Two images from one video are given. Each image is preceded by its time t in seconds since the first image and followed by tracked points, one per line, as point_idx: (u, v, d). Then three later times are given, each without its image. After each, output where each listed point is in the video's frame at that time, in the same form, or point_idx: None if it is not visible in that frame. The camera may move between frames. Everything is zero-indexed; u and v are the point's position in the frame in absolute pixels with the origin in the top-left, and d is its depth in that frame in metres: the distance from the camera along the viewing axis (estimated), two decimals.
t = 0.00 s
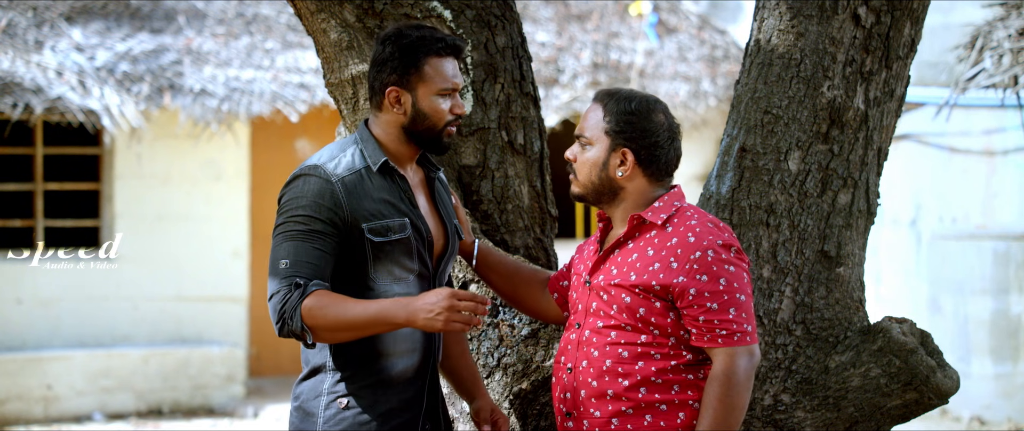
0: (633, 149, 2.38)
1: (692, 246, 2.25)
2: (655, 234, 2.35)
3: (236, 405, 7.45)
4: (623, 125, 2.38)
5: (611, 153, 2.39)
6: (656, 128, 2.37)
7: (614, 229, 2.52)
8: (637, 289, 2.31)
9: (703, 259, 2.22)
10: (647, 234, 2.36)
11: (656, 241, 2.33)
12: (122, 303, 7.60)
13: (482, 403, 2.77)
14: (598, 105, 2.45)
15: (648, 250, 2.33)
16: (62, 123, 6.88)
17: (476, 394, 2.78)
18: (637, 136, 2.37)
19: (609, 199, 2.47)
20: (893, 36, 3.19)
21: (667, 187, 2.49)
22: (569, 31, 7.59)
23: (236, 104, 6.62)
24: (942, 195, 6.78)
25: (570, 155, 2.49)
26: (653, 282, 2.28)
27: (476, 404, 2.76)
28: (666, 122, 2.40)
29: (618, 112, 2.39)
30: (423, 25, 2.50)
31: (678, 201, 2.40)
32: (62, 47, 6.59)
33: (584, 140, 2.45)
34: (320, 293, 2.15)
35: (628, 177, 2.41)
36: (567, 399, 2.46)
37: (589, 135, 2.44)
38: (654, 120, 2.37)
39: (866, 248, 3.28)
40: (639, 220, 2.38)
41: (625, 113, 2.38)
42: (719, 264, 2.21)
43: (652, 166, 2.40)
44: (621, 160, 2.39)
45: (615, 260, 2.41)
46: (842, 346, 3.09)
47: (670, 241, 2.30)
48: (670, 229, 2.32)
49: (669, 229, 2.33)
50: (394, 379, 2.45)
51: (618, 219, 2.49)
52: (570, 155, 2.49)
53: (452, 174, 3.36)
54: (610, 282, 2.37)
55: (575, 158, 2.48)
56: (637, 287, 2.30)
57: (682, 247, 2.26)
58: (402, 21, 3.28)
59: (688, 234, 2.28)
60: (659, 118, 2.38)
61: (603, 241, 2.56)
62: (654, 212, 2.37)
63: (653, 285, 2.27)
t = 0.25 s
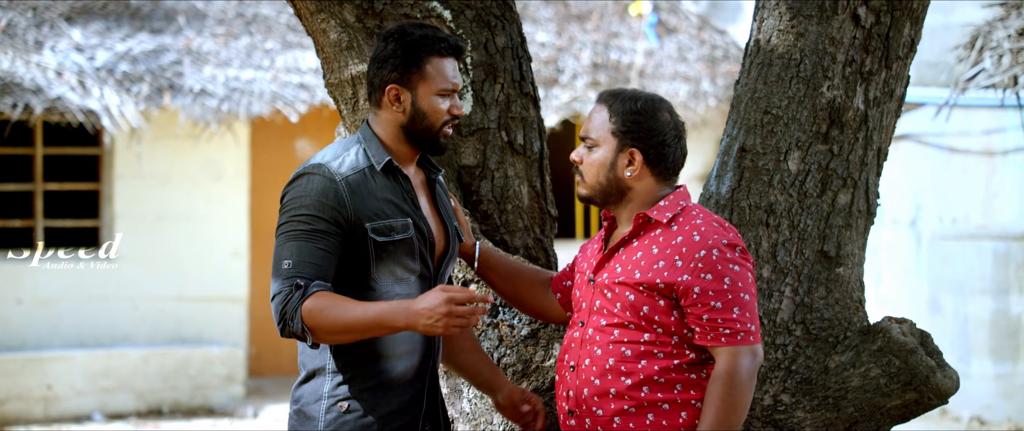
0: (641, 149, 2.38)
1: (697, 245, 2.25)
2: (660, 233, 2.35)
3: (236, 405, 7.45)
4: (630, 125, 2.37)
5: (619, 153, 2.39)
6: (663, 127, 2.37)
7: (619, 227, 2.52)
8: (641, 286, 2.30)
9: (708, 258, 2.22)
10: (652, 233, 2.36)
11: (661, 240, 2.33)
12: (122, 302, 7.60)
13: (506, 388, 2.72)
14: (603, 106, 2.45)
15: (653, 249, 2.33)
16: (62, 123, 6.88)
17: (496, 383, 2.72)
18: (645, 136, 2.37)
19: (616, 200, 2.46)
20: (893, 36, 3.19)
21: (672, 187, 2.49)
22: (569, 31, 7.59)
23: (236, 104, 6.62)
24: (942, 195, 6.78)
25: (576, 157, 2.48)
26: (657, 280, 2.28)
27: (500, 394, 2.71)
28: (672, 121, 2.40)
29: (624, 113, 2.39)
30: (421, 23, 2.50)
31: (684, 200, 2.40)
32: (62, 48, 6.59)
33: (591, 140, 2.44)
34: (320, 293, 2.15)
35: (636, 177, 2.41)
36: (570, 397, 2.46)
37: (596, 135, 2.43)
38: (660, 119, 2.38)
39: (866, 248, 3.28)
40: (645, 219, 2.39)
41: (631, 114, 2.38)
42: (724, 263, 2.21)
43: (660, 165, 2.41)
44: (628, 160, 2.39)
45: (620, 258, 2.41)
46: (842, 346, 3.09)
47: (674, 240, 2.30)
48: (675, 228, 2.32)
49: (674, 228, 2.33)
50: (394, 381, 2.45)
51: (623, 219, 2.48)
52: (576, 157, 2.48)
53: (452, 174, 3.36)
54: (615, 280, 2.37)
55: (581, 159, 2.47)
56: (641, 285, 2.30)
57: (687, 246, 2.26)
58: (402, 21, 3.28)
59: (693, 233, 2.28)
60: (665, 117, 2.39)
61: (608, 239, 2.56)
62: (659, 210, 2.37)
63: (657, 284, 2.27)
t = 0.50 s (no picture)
0: (660, 147, 2.37)
1: (705, 243, 2.25)
2: (668, 232, 2.35)
3: (236, 405, 7.45)
4: (646, 124, 2.36)
5: (638, 155, 2.37)
6: (669, 123, 2.39)
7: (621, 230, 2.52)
8: (648, 285, 2.30)
9: (716, 257, 2.22)
10: (660, 232, 2.36)
11: (668, 239, 2.33)
12: (122, 302, 7.60)
13: (526, 369, 2.66)
14: (604, 111, 2.40)
15: (660, 247, 2.33)
16: (62, 123, 6.87)
17: (516, 368, 2.65)
18: (660, 134, 2.37)
19: (632, 205, 2.43)
20: (893, 36, 3.19)
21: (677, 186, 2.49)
22: (569, 31, 7.59)
23: (236, 104, 6.62)
24: (942, 195, 6.79)
25: (585, 167, 2.41)
26: (665, 278, 2.28)
27: (524, 373, 2.65)
28: (671, 115, 2.41)
29: (636, 113, 2.36)
30: (413, 21, 2.49)
31: (690, 200, 2.40)
32: (62, 47, 6.59)
33: (603, 148, 2.37)
34: (324, 303, 2.16)
35: (655, 176, 2.40)
36: (575, 396, 2.46)
37: (607, 141, 2.37)
38: (664, 115, 2.38)
39: (866, 248, 3.28)
40: (652, 218, 2.38)
41: (641, 114, 2.36)
42: (732, 262, 2.22)
43: (673, 160, 2.42)
44: (648, 161, 2.38)
45: (626, 257, 2.41)
46: (842, 346, 3.09)
47: (682, 238, 2.30)
48: (682, 227, 2.33)
49: (681, 227, 2.33)
50: (395, 382, 2.45)
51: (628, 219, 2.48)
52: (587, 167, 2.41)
53: (452, 174, 3.36)
54: (621, 279, 2.37)
55: (592, 169, 2.40)
56: (649, 284, 2.30)
57: (695, 244, 2.27)
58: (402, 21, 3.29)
59: (701, 231, 2.28)
60: (665, 112, 2.39)
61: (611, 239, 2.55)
62: (666, 209, 2.37)
63: (665, 282, 2.28)
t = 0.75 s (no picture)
0: (671, 147, 2.40)
1: (714, 243, 2.26)
2: (674, 232, 2.35)
3: (236, 405, 7.45)
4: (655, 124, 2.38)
5: (651, 158, 2.38)
6: (670, 122, 2.40)
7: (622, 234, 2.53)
8: (657, 285, 2.31)
9: (725, 256, 2.24)
10: (666, 233, 2.36)
11: (676, 239, 2.34)
12: (122, 302, 7.60)
13: (522, 369, 2.67)
14: (604, 120, 2.39)
15: (667, 248, 2.34)
16: (62, 123, 6.87)
17: (510, 367, 2.66)
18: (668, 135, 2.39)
19: (644, 210, 2.42)
20: (892, 36, 3.19)
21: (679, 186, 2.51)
22: (569, 31, 7.59)
23: (237, 104, 6.62)
24: (942, 195, 6.79)
25: (596, 176, 2.38)
26: (674, 279, 2.28)
27: (518, 375, 2.66)
28: (671, 115, 2.42)
29: (645, 117, 2.37)
30: (410, 21, 2.49)
31: (693, 200, 2.41)
32: (62, 47, 6.59)
33: (618, 156, 2.35)
34: (326, 307, 2.17)
35: (666, 177, 2.43)
36: (582, 397, 2.45)
37: (619, 148, 2.35)
38: (664, 113, 2.40)
39: (866, 248, 3.28)
40: (657, 218, 2.39)
41: (646, 115, 2.37)
42: (740, 262, 2.23)
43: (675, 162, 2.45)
44: (660, 162, 2.40)
45: (632, 257, 2.41)
46: (842, 346, 3.09)
47: (689, 239, 2.31)
48: (689, 228, 2.34)
49: (688, 227, 2.34)
50: (393, 383, 2.46)
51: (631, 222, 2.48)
52: (600, 176, 2.38)
53: (452, 174, 3.37)
54: (629, 279, 2.36)
55: (605, 177, 2.38)
56: (658, 284, 2.31)
57: (703, 244, 2.28)
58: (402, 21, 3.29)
59: (709, 232, 2.29)
60: (664, 112, 2.41)
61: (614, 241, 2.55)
62: (672, 210, 2.38)
63: (675, 282, 2.28)
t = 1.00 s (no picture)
0: (676, 148, 2.43)
1: (726, 243, 2.30)
2: (684, 233, 2.37)
3: (236, 405, 7.45)
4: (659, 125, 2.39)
5: (658, 159, 2.40)
6: (669, 123, 2.42)
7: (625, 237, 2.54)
8: (671, 286, 2.32)
9: (738, 256, 2.28)
10: (675, 233, 2.38)
11: (686, 239, 2.35)
12: (122, 302, 7.60)
13: (520, 369, 2.63)
14: (612, 121, 2.38)
15: (678, 248, 2.36)
16: (61, 123, 6.87)
17: (509, 367, 2.62)
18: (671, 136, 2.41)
19: (650, 212, 2.43)
20: (893, 36, 3.19)
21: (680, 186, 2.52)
22: (569, 31, 7.58)
23: (237, 104, 6.62)
24: (942, 195, 6.79)
25: (603, 181, 2.38)
26: (688, 279, 2.30)
27: (518, 374, 2.62)
28: (670, 116, 2.43)
29: (649, 118, 2.38)
30: (407, 21, 2.49)
31: (698, 201, 2.43)
32: (62, 47, 6.59)
33: (627, 160, 2.35)
34: (327, 310, 2.18)
35: (671, 178, 2.45)
36: (594, 398, 2.44)
37: (628, 152, 2.35)
38: (665, 114, 2.42)
39: (866, 248, 3.29)
40: (665, 219, 2.40)
41: (648, 117, 2.39)
42: (752, 261, 2.27)
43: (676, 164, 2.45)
44: (666, 163, 2.42)
45: (640, 258, 2.41)
46: (842, 346, 3.09)
47: (701, 239, 2.34)
48: (699, 228, 2.36)
49: (698, 228, 2.36)
50: (390, 383, 2.46)
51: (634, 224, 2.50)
52: (609, 180, 2.37)
53: (452, 174, 3.36)
54: (641, 280, 2.37)
55: (613, 181, 2.37)
56: (672, 284, 2.32)
57: (716, 244, 2.31)
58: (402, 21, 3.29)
59: (719, 231, 2.32)
60: (664, 114, 2.42)
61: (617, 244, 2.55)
62: (679, 210, 2.39)
63: (689, 282, 2.30)
